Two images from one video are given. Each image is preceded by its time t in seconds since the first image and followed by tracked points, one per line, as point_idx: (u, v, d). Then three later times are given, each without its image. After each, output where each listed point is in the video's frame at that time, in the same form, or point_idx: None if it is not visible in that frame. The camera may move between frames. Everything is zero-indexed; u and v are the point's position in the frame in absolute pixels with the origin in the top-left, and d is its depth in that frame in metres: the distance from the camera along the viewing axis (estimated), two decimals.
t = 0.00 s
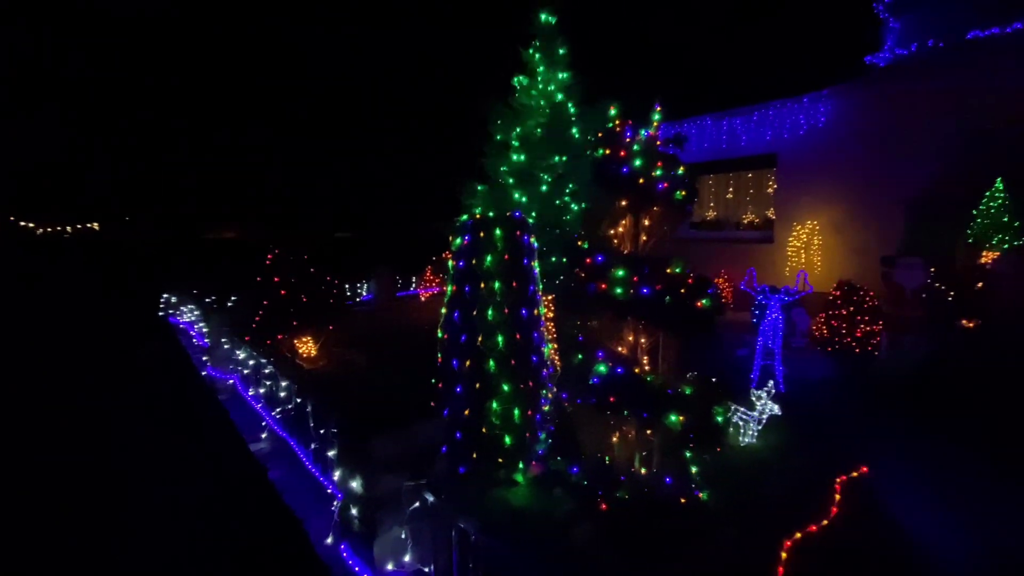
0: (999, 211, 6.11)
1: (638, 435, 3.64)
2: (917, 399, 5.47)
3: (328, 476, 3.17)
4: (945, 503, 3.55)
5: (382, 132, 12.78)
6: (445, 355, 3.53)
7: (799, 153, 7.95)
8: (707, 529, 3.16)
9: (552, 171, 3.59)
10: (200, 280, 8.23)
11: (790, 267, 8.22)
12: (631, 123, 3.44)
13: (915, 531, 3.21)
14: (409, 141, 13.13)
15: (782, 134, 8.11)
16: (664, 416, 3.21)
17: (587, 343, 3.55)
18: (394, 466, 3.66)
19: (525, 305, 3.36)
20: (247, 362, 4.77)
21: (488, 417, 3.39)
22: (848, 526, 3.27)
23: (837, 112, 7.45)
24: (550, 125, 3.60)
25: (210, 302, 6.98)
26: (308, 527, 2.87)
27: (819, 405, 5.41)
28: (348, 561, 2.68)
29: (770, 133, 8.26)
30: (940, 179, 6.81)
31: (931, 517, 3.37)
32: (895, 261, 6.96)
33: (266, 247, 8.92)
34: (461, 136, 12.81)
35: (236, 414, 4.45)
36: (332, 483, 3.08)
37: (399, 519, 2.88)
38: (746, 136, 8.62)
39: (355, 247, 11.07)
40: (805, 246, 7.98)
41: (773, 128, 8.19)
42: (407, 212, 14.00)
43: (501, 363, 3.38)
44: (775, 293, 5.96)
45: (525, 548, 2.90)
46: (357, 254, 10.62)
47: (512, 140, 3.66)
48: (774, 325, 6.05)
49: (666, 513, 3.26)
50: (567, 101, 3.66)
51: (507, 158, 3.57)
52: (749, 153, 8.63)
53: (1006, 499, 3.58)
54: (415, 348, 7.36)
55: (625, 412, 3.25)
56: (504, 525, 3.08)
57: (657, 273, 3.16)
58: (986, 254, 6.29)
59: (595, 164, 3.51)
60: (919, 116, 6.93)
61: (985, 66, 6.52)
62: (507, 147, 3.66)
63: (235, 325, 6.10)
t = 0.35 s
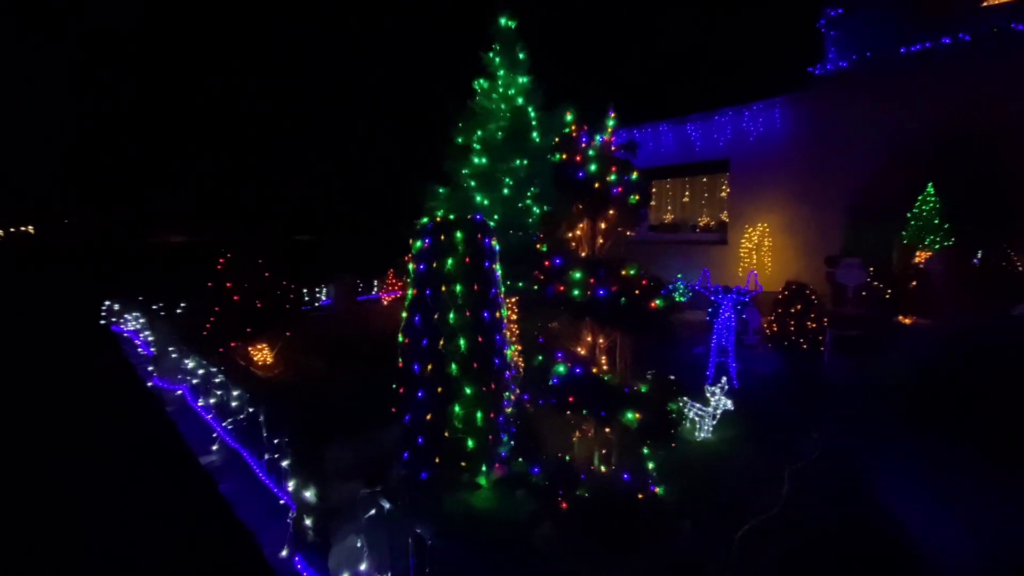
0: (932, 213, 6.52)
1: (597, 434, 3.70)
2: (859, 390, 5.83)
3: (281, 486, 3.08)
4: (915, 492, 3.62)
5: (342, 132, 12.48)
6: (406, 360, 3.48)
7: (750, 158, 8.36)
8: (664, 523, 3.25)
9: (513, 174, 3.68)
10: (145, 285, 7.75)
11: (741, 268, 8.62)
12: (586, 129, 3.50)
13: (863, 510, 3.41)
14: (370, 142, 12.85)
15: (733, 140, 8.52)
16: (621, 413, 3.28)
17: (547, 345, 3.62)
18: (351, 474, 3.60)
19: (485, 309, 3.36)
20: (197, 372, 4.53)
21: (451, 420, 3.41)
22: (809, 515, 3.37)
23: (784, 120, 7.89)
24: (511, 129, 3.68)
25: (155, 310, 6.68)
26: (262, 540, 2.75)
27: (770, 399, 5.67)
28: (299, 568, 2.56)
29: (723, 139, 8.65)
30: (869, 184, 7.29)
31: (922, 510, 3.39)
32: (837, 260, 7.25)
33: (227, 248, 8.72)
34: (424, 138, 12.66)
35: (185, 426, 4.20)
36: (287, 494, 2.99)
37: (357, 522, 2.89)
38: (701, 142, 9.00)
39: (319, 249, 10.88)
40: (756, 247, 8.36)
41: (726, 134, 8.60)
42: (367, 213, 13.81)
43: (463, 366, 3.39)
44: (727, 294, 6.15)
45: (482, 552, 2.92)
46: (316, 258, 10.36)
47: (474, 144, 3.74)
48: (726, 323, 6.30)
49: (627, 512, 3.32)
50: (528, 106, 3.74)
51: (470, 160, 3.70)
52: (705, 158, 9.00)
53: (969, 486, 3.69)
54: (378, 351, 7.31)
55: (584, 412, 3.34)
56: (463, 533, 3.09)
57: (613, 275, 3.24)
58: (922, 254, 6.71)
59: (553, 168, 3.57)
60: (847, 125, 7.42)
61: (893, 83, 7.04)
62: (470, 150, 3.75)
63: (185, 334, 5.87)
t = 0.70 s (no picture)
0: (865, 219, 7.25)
1: (556, 434, 3.71)
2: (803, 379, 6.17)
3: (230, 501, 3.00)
4: (880, 478, 3.77)
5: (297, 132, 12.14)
6: (363, 366, 3.43)
7: (700, 164, 8.74)
8: (622, 519, 3.34)
9: (471, 178, 3.74)
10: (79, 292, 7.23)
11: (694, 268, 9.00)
12: (542, 134, 3.58)
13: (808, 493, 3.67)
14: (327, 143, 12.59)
15: (684, 147, 8.88)
16: (578, 413, 3.38)
17: (506, 347, 3.50)
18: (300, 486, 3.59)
19: (446, 312, 3.34)
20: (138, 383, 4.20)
21: (409, 426, 3.37)
22: (758, 502, 3.55)
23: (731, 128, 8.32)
24: (469, 132, 3.75)
25: (91, 317, 5.84)
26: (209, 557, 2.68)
27: (724, 395, 5.90)
28: None
29: (675, 145, 9.00)
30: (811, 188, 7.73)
31: (921, 509, 3.36)
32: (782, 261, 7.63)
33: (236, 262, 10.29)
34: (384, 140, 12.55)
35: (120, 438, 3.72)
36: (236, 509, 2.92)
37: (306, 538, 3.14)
38: (655, 147, 9.32)
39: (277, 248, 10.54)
40: (708, 249, 8.73)
41: (678, 141, 8.94)
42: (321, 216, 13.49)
43: (422, 371, 3.36)
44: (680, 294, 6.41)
45: (439, 560, 2.97)
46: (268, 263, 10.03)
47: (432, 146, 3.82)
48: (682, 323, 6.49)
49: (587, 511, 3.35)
50: (486, 109, 3.79)
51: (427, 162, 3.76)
52: (658, 163, 9.32)
53: (938, 473, 3.78)
54: (337, 357, 7.18)
55: (541, 413, 3.40)
56: (419, 540, 3.12)
57: (568, 277, 3.31)
58: (856, 255, 7.47)
59: (508, 172, 3.63)
60: (795, 135, 7.85)
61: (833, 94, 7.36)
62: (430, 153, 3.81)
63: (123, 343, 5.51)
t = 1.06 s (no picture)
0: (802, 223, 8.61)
1: (512, 436, 3.75)
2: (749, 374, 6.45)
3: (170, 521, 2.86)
4: (852, 469, 3.93)
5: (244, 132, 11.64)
6: (314, 374, 3.33)
7: (651, 170, 9.06)
8: (577, 517, 3.40)
9: (427, 181, 3.73)
10: None
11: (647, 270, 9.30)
12: (493, 138, 3.52)
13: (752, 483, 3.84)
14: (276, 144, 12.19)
15: (636, 153, 9.18)
16: (533, 414, 3.41)
17: (461, 350, 3.54)
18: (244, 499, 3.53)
19: (400, 317, 3.33)
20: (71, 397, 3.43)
21: (364, 434, 3.30)
22: (707, 494, 3.69)
23: (678, 135, 8.68)
24: (423, 134, 3.75)
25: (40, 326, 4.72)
26: None
27: (676, 393, 6.08)
28: None
29: (627, 152, 9.28)
30: (753, 193, 8.11)
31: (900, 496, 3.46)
32: (727, 262, 7.68)
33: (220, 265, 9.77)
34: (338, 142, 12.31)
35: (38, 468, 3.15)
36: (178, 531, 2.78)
37: (252, 550, 3.04)
38: (608, 153, 9.57)
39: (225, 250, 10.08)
40: (659, 252, 9.05)
41: (630, 147, 9.23)
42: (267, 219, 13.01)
43: (377, 377, 3.28)
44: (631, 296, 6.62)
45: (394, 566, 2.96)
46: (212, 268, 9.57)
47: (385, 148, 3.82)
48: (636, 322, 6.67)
49: (543, 509, 3.42)
50: (440, 112, 3.79)
51: (382, 164, 3.73)
52: (611, 168, 9.57)
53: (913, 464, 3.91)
54: (289, 365, 6.92)
55: (497, 415, 3.38)
56: (371, 549, 3.11)
57: (522, 280, 3.33)
58: (796, 256, 8.76)
59: (463, 174, 3.61)
60: (743, 142, 8.14)
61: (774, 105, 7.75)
62: (385, 154, 3.76)
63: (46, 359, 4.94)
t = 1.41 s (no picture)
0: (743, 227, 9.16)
1: (468, 442, 3.73)
2: (696, 371, 6.69)
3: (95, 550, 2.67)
4: (791, 462, 4.17)
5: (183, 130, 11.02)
6: (258, 386, 3.15)
7: (603, 175, 9.30)
8: (533, 520, 3.42)
9: (379, 184, 3.64)
10: None
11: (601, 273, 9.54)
12: (444, 143, 3.53)
13: (699, 479, 4.00)
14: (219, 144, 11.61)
15: (589, 159, 9.40)
16: (487, 418, 3.41)
17: (413, 356, 3.51)
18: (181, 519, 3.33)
19: (350, 323, 3.22)
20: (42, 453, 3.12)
21: (313, 445, 3.24)
22: (659, 493, 3.80)
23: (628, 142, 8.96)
24: (374, 135, 3.67)
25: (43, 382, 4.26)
26: None
27: (630, 392, 6.21)
28: None
29: (580, 157, 9.49)
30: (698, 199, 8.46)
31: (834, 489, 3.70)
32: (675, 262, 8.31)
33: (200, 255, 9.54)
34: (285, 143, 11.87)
35: None
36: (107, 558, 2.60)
37: (186, 574, 2.88)
38: (561, 158, 9.74)
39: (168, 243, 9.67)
40: (612, 255, 9.35)
41: (583, 152, 9.45)
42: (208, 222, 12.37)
43: (326, 387, 3.22)
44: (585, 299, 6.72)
45: None
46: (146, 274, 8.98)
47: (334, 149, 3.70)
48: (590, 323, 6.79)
49: (497, 514, 3.43)
50: (391, 114, 3.74)
51: (331, 166, 3.60)
52: (564, 173, 9.74)
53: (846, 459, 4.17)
54: (234, 375, 6.60)
55: (451, 421, 3.35)
56: (320, 564, 3.01)
57: (475, 284, 3.33)
58: (738, 257, 9.24)
59: (413, 179, 3.58)
60: (688, 150, 8.49)
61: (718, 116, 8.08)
62: (333, 157, 3.64)
63: None
